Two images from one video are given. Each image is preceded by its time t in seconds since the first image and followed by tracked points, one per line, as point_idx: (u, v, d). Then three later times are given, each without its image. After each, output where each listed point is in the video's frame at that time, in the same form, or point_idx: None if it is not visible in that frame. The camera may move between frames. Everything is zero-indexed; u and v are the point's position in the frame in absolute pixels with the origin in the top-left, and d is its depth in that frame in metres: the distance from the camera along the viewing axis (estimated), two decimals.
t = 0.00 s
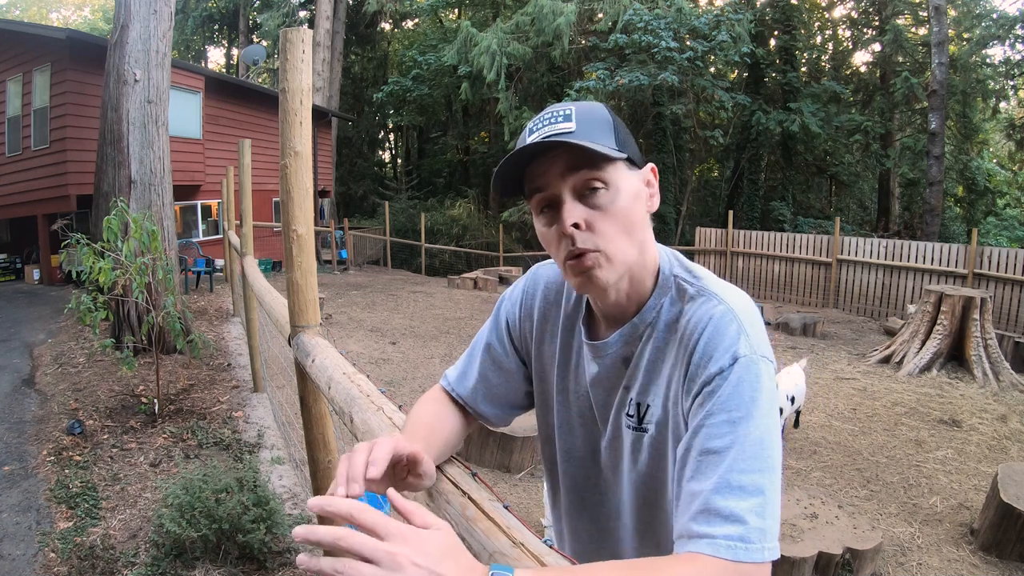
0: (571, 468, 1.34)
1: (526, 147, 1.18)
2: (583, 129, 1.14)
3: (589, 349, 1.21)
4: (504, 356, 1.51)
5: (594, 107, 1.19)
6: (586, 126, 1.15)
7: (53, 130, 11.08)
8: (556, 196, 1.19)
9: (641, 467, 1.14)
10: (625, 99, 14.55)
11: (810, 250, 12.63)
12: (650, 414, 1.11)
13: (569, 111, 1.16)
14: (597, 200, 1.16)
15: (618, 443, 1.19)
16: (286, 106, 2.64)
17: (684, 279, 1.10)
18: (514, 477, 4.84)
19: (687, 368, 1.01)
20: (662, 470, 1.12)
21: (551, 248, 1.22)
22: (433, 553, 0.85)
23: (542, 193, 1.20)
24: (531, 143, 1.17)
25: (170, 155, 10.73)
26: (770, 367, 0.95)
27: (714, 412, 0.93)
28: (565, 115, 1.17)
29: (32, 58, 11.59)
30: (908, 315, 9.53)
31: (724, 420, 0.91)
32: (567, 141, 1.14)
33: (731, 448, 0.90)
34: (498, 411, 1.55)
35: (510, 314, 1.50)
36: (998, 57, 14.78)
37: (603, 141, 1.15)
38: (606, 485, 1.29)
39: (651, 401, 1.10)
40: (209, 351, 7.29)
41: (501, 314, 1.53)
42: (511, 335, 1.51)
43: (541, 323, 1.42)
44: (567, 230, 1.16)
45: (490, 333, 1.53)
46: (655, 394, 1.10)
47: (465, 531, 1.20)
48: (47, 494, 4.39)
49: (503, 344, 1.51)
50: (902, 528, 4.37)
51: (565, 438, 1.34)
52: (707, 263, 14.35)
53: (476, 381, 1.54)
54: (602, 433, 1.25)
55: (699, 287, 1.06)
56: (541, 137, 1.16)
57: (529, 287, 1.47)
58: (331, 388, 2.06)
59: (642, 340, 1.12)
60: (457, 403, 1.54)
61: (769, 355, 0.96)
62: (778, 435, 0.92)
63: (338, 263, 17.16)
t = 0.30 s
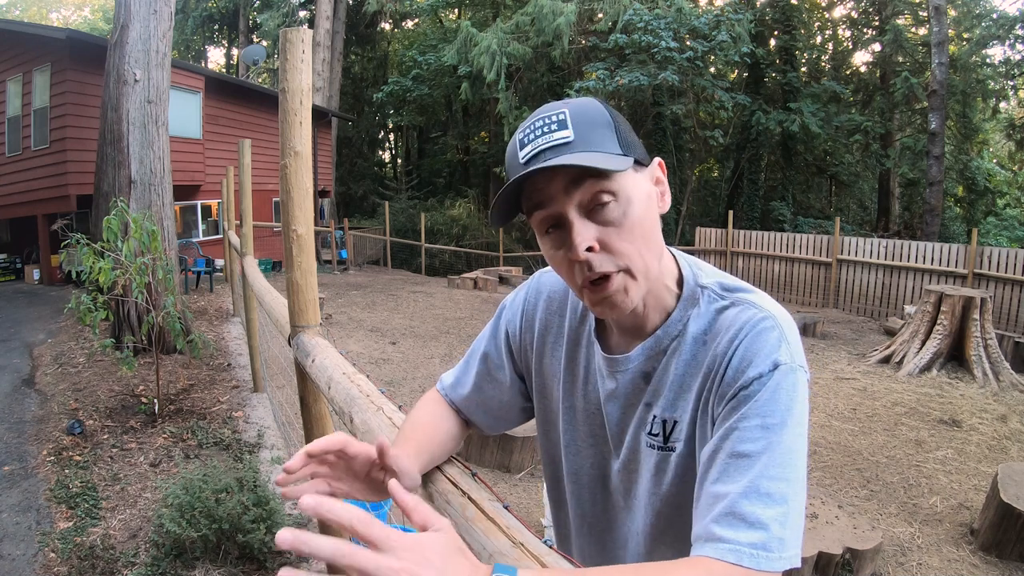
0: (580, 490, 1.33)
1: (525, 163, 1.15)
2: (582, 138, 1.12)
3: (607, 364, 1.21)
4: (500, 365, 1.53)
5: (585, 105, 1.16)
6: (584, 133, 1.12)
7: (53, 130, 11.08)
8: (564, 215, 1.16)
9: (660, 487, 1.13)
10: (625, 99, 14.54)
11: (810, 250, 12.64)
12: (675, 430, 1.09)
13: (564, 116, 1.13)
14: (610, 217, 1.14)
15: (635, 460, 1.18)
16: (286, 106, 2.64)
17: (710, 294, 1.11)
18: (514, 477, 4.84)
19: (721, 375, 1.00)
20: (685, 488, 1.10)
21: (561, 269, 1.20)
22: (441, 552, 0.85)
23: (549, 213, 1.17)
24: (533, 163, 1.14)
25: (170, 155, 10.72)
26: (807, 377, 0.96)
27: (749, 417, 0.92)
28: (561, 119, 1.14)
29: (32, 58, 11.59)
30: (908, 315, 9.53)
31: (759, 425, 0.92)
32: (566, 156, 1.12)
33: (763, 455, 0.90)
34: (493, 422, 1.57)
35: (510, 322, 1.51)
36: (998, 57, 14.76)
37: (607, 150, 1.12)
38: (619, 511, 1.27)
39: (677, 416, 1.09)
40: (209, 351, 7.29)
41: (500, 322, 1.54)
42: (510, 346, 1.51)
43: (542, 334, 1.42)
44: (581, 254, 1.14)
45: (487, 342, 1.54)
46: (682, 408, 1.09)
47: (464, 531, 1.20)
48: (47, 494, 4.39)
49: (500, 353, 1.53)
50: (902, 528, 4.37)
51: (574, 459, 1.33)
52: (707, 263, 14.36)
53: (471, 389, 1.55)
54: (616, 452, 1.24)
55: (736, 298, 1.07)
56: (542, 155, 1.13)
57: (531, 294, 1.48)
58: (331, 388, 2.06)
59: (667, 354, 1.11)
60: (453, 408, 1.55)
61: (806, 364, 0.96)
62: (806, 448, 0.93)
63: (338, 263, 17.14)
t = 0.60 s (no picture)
0: (577, 491, 1.33)
1: (541, 145, 1.14)
2: (601, 125, 1.11)
3: (604, 364, 1.20)
4: (498, 365, 1.53)
5: (603, 97, 1.16)
6: (603, 122, 1.12)
7: (53, 130, 11.09)
8: (575, 203, 1.16)
9: (659, 489, 1.13)
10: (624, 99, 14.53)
11: (810, 250, 12.64)
12: (676, 431, 1.09)
13: (583, 105, 1.13)
14: (621, 208, 1.15)
15: (634, 461, 1.17)
16: (286, 106, 2.64)
17: (710, 292, 1.11)
18: (514, 477, 4.85)
19: (722, 374, 1.00)
20: (685, 488, 1.10)
21: (566, 259, 1.20)
22: (436, 561, 0.90)
23: (559, 199, 1.17)
24: (549, 144, 1.13)
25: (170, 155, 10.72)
26: (809, 374, 0.96)
27: (751, 417, 0.92)
28: (580, 106, 1.14)
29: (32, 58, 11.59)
30: (909, 315, 9.53)
31: (761, 425, 0.91)
32: (585, 140, 1.11)
33: (767, 455, 0.90)
34: (492, 423, 1.57)
35: (508, 322, 1.51)
36: (998, 57, 14.76)
37: (624, 139, 1.13)
38: (615, 512, 1.27)
39: (677, 416, 1.09)
40: (209, 351, 7.29)
41: (499, 320, 1.54)
42: (508, 344, 1.52)
43: (540, 333, 1.42)
44: (592, 240, 1.14)
45: (485, 343, 1.54)
46: (681, 408, 1.09)
47: (465, 532, 1.20)
48: (47, 494, 4.39)
49: (498, 353, 1.53)
50: (902, 528, 4.37)
51: (572, 460, 1.33)
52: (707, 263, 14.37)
53: (469, 390, 1.55)
54: (613, 454, 1.24)
55: (737, 294, 1.08)
56: (557, 136, 1.12)
57: (528, 294, 1.48)
58: (331, 388, 2.06)
59: (667, 354, 1.11)
60: (451, 409, 1.55)
61: (808, 362, 0.96)
62: (810, 448, 0.93)
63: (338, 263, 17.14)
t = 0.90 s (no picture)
0: (570, 488, 1.33)
1: (561, 131, 1.13)
2: (625, 121, 1.13)
3: (596, 363, 1.21)
4: (495, 361, 1.53)
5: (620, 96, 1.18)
6: (627, 116, 1.13)
7: (53, 130, 11.09)
8: (592, 193, 1.16)
9: (649, 486, 1.13)
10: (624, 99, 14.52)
11: (810, 250, 12.63)
12: (665, 429, 1.10)
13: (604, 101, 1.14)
14: (633, 203, 1.16)
15: (627, 459, 1.17)
16: (286, 106, 2.64)
17: (695, 289, 1.12)
18: (514, 477, 4.85)
19: (711, 373, 1.00)
20: (675, 484, 1.11)
21: (570, 250, 1.19)
22: (432, 560, 0.91)
23: (574, 186, 1.17)
24: (569, 130, 1.12)
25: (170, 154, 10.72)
26: (795, 369, 0.96)
27: (738, 415, 0.92)
28: (602, 101, 1.14)
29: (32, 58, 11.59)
30: (909, 314, 9.53)
31: (750, 424, 0.91)
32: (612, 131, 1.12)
33: (755, 455, 0.90)
34: (490, 421, 1.56)
35: (505, 319, 1.51)
36: (998, 57, 14.75)
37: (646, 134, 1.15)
38: (609, 507, 1.28)
39: (667, 414, 1.09)
40: (209, 350, 7.29)
41: (496, 317, 1.54)
42: (505, 342, 1.52)
43: (536, 329, 1.43)
44: (606, 229, 1.14)
45: (484, 339, 1.54)
46: (671, 405, 1.09)
47: (465, 531, 1.20)
48: (47, 494, 4.38)
49: (495, 350, 1.53)
50: (902, 528, 4.37)
51: (566, 458, 1.33)
52: (707, 263, 14.37)
53: (467, 388, 1.55)
54: (606, 451, 1.24)
55: (722, 290, 1.09)
56: (579, 125, 1.12)
57: (525, 291, 1.48)
58: (331, 388, 2.06)
59: (657, 355, 1.11)
60: (449, 407, 1.55)
61: (794, 357, 0.97)
62: (801, 442, 0.93)
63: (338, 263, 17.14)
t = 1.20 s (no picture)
0: (560, 483, 1.34)
1: (560, 139, 1.11)
2: (627, 136, 1.11)
3: (585, 360, 1.21)
4: (497, 358, 1.52)
5: (628, 102, 1.16)
6: (629, 130, 1.11)
7: (53, 130, 11.09)
8: (586, 205, 1.16)
9: (634, 484, 1.14)
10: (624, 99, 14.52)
11: (810, 250, 12.64)
12: (650, 428, 1.10)
13: (607, 108, 1.12)
14: (628, 216, 1.15)
15: (614, 456, 1.18)
16: (285, 106, 2.64)
17: (683, 290, 1.12)
18: (514, 477, 4.84)
19: (697, 375, 1.00)
20: (662, 484, 1.11)
21: (561, 256, 1.19)
22: (447, 552, 0.82)
23: (569, 194, 1.16)
24: (570, 141, 1.10)
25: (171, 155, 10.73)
26: (782, 374, 0.96)
27: (724, 423, 0.92)
28: (606, 108, 1.12)
29: (32, 58, 11.59)
30: (909, 314, 9.54)
31: (737, 430, 0.91)
32: (611, 143, 1.10)
33: (744, 460, 0.90)
34: (492, 416, 1.56)
35: (505, 317, 1.51)
36: (998, 57, 14.74)
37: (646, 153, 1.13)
38: (597, 503, 1.28)
39: (652, 414, 1.10)
40: (209, 351, 7.29)
41: (498, 315, 1.54)
42: (505, 339, 1.51)
43: (532, 326, 1.42)
44: (597, 243, 1.14)
45: (486, 338, 1.54)
46: (657, 406, 1.09)
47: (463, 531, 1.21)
48: (47, 494, 4.38)
49: (498, 347, 1.52)
50: (902, 528, 4.37)
51: (555, 451, 1.34)
52: (707, 263, 14.37)
53: (471, 385, 1.56)
54: (593, 447, 1.25)
55: (707, 291, 1.09)
56: (583, 137, 1.10)
57: (524, 289, 1.49)
58: (331, 387, 2.06)
59: (644, 353, 1.12)
60: (453, 406, 1.57)
61: (780, 361, 0.96)
62: (790, 445, 0.92)
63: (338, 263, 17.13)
